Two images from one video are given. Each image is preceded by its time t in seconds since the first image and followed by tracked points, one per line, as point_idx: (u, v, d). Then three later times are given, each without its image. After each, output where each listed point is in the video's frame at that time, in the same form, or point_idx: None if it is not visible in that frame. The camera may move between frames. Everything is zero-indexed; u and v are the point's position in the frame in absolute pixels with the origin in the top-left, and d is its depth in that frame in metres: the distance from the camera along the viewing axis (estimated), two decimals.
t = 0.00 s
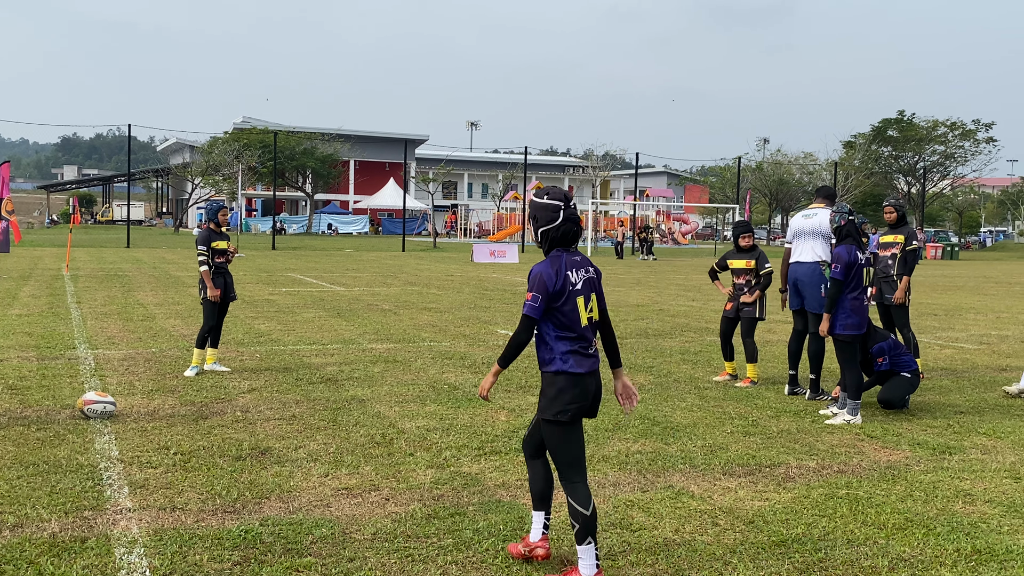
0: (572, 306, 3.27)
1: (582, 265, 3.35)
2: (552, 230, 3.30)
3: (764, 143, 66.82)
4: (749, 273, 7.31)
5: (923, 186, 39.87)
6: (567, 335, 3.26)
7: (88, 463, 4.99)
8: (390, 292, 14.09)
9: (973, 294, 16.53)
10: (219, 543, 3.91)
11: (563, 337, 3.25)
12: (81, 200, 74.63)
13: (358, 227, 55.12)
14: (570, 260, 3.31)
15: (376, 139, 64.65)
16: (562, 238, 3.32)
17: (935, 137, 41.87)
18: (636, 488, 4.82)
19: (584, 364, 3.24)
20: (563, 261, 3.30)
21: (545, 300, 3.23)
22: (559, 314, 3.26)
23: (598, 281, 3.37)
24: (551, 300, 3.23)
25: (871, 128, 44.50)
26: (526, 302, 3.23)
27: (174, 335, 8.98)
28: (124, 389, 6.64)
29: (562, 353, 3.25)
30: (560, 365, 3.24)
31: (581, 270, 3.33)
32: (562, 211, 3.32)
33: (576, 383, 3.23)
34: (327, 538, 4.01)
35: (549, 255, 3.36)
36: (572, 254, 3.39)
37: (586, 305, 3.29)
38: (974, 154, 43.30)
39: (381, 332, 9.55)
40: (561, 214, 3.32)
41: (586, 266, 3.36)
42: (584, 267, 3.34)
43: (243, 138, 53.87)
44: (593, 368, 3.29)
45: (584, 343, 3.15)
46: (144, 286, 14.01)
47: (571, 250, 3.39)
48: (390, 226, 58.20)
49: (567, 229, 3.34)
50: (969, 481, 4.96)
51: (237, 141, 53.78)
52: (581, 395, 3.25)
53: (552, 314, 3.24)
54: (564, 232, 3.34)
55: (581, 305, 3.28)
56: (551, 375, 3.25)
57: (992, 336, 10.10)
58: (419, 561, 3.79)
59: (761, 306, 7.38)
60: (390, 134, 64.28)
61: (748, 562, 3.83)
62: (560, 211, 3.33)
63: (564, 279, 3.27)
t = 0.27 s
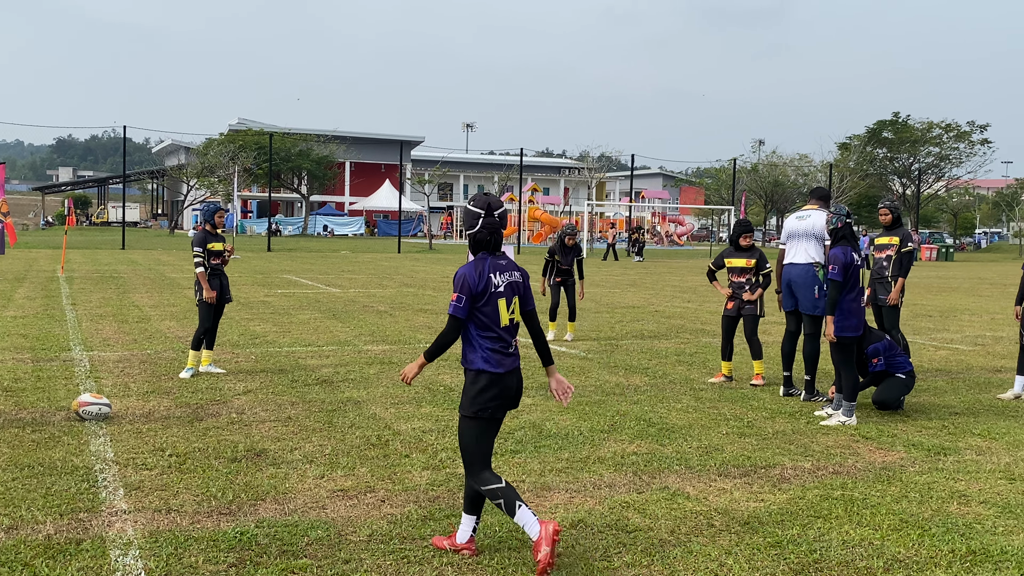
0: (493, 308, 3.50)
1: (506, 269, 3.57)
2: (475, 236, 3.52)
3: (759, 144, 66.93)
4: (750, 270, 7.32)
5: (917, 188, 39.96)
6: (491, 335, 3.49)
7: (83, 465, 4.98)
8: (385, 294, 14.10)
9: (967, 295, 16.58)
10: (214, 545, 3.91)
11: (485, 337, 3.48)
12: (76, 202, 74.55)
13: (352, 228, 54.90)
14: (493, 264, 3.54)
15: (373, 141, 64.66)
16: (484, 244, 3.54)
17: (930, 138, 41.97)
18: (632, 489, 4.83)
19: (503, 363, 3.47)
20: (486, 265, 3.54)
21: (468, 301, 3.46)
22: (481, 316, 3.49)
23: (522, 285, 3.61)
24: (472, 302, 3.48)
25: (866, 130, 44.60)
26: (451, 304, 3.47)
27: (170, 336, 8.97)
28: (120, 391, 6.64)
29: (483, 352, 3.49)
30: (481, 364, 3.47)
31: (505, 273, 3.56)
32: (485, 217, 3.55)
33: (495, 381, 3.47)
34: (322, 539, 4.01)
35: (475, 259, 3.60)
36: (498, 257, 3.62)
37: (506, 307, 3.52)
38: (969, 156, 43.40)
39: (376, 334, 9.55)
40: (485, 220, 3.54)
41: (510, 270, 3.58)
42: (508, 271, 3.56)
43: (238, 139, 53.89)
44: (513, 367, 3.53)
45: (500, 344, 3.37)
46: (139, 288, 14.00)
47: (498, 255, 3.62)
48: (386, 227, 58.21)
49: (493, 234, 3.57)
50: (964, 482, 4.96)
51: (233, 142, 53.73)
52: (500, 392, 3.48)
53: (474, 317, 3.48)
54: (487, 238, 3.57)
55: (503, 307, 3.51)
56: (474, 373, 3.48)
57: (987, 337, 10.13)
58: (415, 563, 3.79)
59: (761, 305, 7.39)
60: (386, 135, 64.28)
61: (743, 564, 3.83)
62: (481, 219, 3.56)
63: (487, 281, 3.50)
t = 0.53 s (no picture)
0: (433, 301, 3.59)
1: (448, 263, 3.68)
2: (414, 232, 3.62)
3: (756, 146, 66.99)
4: (762, 277, 7.34)
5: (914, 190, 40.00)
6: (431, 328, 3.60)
7: (80, 467, 4.97)
8: (382, 296, 14.10)
9: (963, 297, 16.62)
10: (211, 547, 3.91)
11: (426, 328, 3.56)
12: (72, 203, 74.44)
13: (349, 230, 54.90)
14: (435, 258, 3.64)
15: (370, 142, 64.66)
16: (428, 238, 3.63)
17: (927, 140, 42.02)
18: (629, 491, 4.83)
19: (439, 354, 3.58)
20: (429, 258, 3.63)
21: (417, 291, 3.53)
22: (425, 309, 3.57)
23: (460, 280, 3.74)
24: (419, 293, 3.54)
25: (863, 132, 44.66)
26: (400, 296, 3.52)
27: (166, 339, 8.96)
28: (116, 393, 6.63)
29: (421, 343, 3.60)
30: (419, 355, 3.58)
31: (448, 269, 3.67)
32: (421, 215, 3.68)
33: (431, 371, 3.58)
34: (320, 541, 4.01)
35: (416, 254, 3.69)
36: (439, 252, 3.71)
37: (446, 300, 3.61)
38: (965, 158, 43.45)
39: (373, 336, 9.56)
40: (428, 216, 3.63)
41: (451, 265, 3.68)
42: (449, 265, 3.68)
43: (235, 140, 53.87)
44: (451, 358, 3.63)
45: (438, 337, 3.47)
46: (136, 290, 13.99)
47: (440, 250, 3.71)
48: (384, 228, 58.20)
49: (432, 230, 3.66)
50: (960, 484, 4.97)
51: (229, 144, 53.71)
52: (434, 382, 3.60)
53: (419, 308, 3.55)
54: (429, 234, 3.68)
55: (443, 300, 3.61)
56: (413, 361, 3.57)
57: (983, 339, 10.14)
58: (412, 565, 3.79)
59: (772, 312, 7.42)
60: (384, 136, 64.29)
61: (740, 565, 3.84)
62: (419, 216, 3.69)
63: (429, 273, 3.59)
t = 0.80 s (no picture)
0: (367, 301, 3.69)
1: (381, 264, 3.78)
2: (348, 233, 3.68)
3: (754, 147, 67.04)
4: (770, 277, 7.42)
5: (911, 192, 39.99)
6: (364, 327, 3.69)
7: (77, 469, 4.97)
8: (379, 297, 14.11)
9: (960, 298, 16.64)
10: (208, 549, 3.90)
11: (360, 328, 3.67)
12: (69, 204, 74.40)
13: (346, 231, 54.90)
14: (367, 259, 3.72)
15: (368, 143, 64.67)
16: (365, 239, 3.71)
17: (923, 142, 42.01)
18: (626, 492, 4.83)
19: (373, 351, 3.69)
20: (361, 260, 3.71)
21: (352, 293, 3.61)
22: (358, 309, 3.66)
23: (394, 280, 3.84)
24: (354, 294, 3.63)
25: (860, 133, 44.68)
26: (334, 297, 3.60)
27: (164, 340, 8.96)
28: (113, 395, 6.63)
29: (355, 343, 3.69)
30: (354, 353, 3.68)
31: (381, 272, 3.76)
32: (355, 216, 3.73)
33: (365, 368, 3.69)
34: (317, 543, 4.00)
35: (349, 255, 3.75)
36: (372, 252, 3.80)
37: (379, 300, 3.73)
38: (962, 159, 43.46)
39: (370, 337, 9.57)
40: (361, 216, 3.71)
41: (384, 267, 3.79)
42: (382, 267, 3.77)
43: (232, 142, 53.85)
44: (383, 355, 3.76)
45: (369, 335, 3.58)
46: (133, 292, 13.98)
47: (371, 250, 3.80)
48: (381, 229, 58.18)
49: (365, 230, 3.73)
50: (958, 486, 4.97)
51: (227, 145, 53.70)
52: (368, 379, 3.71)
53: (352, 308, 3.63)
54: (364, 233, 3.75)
55: (376, 300, 3.72)
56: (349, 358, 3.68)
57: (980, 340, 10.16)
58: (410, 567, 3.79)
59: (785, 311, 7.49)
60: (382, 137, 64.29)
61: (737, 566, 3.84)
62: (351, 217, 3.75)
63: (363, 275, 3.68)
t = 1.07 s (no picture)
0: (312, 297, 3.83)
1: (330, 262, 3.91)
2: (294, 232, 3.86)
3: (752, 148, 67.07)
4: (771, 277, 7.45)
5: (910, 193, 39.96)
6: (312, 322, 3.82)
7: (75, 470, 4.97)
8: (378, 299, 14.10)
9: (959, 299, 16.65)
10: (206, 551, 3.90)
11: (304, 323, 3.81)
12: (67, 205, 74.35)
13: (345, 233, 54.88)
14: (313, 257, 3.87)
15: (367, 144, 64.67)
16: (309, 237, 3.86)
17: (922, 143, 42.01)
18: (624, 493, 4.83)
19: (322, 345, 3.80)
20: (307, 258, 3.87)
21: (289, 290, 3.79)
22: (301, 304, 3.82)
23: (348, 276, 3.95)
24: (293, 291, 3.80)
25: (858, 135, 44.68)
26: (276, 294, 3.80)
27: (162, 341, 8.96)
28: (112, 396, 6.62)
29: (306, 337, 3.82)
30: (304, 346, 3.80)
31: (329, 269, 3.89)
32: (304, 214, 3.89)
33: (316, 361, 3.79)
34: (315, 544, 4.01)
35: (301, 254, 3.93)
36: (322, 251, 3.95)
37: (325, 296, 3.83)
38: (960, 160, 43.48)
39: (369, 338, 9.57)
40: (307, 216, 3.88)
41: (332, 263, 3.91)
42: (330, 264, 3.90)
43: (230, 143, 53.83)
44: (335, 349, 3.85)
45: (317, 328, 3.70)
46: (131, 293, 13.97)
47: (321, 249, 3.95)
48: (380, 230, 58.17)
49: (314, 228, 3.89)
50: (956, 486, 4.98)
51: (225, 146, 53.71)
52: (320, 372, 3.80)
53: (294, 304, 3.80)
54: (313, 233, 3.90)
55: (323, 296, 3.84)
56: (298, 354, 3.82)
57: (978, 341, 10.16)
58: (408, 568, 3.79)
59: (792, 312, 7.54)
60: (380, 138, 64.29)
61: (735, 567, 3.85)
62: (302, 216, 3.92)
63: (307, 274, 3.84)
